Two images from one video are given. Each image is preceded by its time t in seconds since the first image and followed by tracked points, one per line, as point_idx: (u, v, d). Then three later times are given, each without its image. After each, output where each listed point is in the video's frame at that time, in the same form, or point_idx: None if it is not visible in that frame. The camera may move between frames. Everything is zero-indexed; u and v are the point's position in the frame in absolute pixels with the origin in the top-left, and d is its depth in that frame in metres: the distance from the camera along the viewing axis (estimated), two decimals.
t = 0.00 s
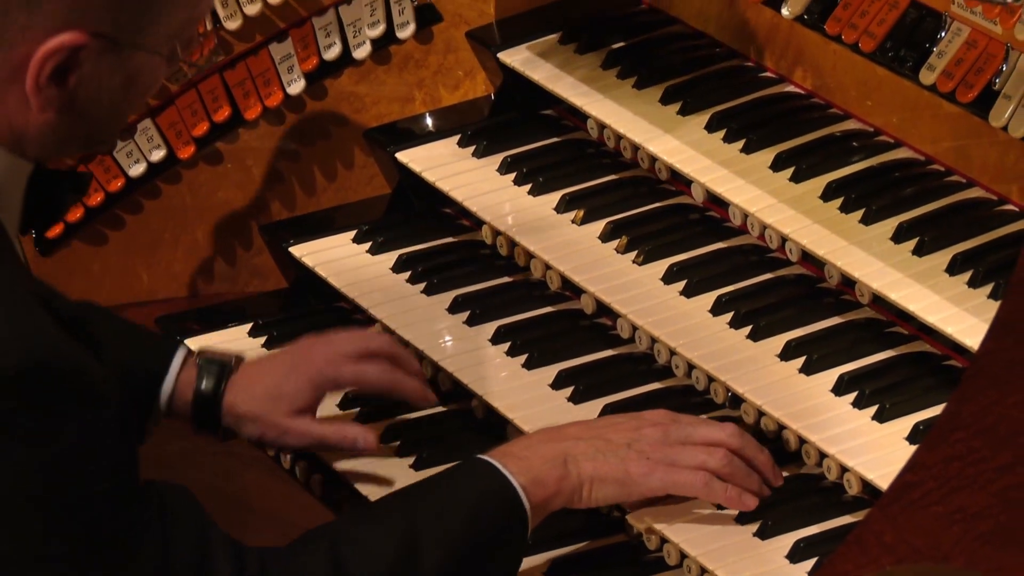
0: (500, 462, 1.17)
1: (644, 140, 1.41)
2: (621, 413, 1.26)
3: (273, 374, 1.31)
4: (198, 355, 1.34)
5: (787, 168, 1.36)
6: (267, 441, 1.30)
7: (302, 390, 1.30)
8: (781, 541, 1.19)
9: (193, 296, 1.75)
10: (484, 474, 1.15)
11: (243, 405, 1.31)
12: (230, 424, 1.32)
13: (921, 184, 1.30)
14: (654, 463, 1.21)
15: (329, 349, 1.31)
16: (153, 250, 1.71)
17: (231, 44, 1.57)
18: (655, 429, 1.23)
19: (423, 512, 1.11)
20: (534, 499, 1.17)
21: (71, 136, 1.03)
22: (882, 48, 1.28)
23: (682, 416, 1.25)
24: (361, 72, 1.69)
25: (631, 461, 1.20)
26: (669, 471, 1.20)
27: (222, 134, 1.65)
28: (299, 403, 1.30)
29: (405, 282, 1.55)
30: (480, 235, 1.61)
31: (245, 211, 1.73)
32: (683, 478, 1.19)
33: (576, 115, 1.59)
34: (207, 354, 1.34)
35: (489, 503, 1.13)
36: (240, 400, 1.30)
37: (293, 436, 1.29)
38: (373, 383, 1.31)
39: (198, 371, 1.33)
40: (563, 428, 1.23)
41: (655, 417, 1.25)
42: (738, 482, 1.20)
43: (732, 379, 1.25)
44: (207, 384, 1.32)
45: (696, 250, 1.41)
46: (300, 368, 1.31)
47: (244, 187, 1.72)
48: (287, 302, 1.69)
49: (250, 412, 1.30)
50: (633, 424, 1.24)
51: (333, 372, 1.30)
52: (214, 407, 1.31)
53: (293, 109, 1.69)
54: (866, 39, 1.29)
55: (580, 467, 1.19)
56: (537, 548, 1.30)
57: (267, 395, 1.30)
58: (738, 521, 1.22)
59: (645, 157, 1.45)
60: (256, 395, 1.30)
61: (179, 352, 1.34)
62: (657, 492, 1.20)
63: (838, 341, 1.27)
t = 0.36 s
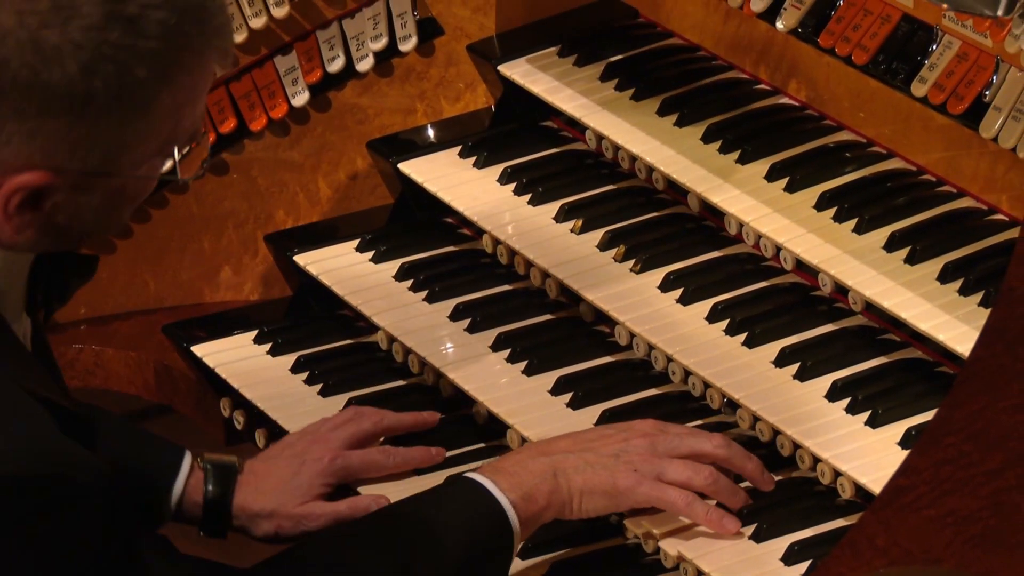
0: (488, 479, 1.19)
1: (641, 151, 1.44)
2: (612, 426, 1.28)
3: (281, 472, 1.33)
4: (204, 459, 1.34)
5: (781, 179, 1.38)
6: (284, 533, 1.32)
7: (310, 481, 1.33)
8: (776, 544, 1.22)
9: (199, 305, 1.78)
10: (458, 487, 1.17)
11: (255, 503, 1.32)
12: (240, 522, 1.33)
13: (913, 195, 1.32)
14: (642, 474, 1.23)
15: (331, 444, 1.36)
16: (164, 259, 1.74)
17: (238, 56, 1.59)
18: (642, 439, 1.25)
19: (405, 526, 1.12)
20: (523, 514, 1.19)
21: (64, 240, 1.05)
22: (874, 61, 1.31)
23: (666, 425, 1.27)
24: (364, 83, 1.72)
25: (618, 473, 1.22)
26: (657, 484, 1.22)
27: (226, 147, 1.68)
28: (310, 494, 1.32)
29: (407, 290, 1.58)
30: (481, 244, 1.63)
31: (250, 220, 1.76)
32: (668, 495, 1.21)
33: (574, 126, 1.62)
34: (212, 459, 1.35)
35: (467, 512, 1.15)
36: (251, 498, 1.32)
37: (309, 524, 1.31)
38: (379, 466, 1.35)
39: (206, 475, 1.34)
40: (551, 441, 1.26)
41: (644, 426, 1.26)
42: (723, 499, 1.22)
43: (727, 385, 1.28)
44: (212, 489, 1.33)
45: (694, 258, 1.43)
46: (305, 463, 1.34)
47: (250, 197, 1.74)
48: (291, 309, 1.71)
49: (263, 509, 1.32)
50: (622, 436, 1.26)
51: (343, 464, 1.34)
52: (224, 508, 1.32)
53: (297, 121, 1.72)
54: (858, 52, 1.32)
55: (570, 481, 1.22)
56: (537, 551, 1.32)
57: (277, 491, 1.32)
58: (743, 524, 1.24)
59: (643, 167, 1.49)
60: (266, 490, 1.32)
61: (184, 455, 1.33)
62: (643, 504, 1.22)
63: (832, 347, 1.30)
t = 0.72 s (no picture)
0: (484, 476, 1.21)
1: (638, 161, 1.47)
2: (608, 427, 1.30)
3: (315, 453, 1.37)
4: (233, 436, 1.40)
5: (776, 188, 1.41)
6: (311, 513, 1.35)
7: (342, 465, 1.36)
8: (771, 546, 1.24)
9: (206, 311, 1.81)
10: (451, 487, 1.18)
11: (283, 478, 1.36)
12: (269, 497, 1.37)
13: (905, 203, 1.35)
14: (636, 473, 1.24)
15: (366, 430, 1.39)
16: (170, 267, 1.77)
17: (244, 69, 1.62)
18: (635, 440, 1.27)
19: (393, 528, 1.14)
20: (518, 510, 1.20)
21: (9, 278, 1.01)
22: (867, 73, 1.34)
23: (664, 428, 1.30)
24: (366, 95, 1.74)
25: (614, 472, 1.24)
26: (649, 484, 1.23)
27: (232, 157, 1.71)
28: (341, 477, 1.36)
29: (409, 298, 1.60)
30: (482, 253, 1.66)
31: (254, 228, 1.79)
32: (661, 497, 1.22)
33: (574, 136, 1.64)
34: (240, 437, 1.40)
35: (456, 510, 1.16)
36: (278, 473, 1.36)
37: (336, 509, 1.34)
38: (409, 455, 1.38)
39: (236, 453, 1.39)
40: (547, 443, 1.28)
41: (637, 429, 1.29)
42: (713, 503, 1.25)
43: (723, 390, 1.30)
44: (242, 467, 1.38)
45: (690, 266, 1.46)
46: (340, 446, 1.37)
47: (255, 207, 1.77)
48: (296, 316, 1.74)
49: (291, 484, 1.35)
50: (615, 437, 1.28)
51: (374, 451, 1.37)
52: (255, 483, 1.37)
53: (301, 132, 1.74)
54: (851, 64, 1.35)
55: (565, 480, 1.23)
56: (537, 553, 1.35)
57: (309, 470, 1.36)
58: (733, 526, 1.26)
59: (640, 177, 1.51)
60: (298, 466, 1.36)
61: (213, 434, 1.39)
62: (636, 503, 1.24)
63: (826, 353, 1.32)
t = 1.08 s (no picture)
0: (485, 475, 1.24)
1: (636, 171, 1.49)
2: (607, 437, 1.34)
3: (351, 432, 1.41)
4: (265, 397, 1.44)
5: (771, 198, 1.44)
6: (338, 489, 1.41)
7: (374, 451, 1.39)
8: (765, 549, 1.26)
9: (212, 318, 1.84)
10: (455, 487, 1.21)
11: (313, 446, 1.41)
12: (296, 461, 1.42)
13: (898, 213, 1.37)
14: (636, 482, 1.27)
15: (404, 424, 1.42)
16: (177, 274, 1.79)
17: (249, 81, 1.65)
18: (636, 447, 1.30)
19: (393, 519, 1.16)
20: (518, 510, 1.23)
21: None
22: (860, 85, 1.36)
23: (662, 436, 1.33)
24: (369, 106, 1.77)
25: (614, 480, 1.27)
26: (648, 495, 1.26)
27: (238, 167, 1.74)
28: (370, 462, 1.40)
29: (411, 305, 1.63)
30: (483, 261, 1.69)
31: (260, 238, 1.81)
32: (660, 506, 1.25)
33: (573, 147, 1.67)
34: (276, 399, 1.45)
35: (458, 504, 1.19)
36: (310, 441, 1.41)
37: (358, 492, 1.40)
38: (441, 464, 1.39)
39: (269, 414, 1.43)
40: (551, 451, 1.31)
41: (637, 438, 1.32)
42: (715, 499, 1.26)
43: (719, 396, 1.33)
44: (272, 428, 1.42)
45: (685, 275, 1.49)
46: (376, 433, 1.40)
47: (260, 216, 1.80)
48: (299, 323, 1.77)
49: (321, 454, 1.40)
50: (616, 445, 1.31)
51: (408, 448, 1.39)
52: (284, 443, 1.42)
53: (305, 142, 1.77)
54: (845, 75, 1.38)
55: (566, 487, 1.27)
56: (536, 555, 1.38)
57: (342, 445, 1.40)
58: (725, 541, 1.28)
59: (638, 187, 1.54)
60: (330, 441, 1.40)
61: (242, 396, 1.43)
62: (634, 512, 1.26)
63: (820, 359, 1.35)
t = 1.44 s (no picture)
0: (476, 475, 1.22)
1: (635, 182, 1.52)
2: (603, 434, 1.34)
3: (346, 433, 1.43)
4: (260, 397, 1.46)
5: (766, 207, 1.47)
6: (334, 486, 1.44)
7: (366, 454, 1.42)
8: (760, 551, 1.29)
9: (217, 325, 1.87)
10: (453, 484, 1.20)
11: (309, 444, 1.44)
12: (293, 459, 1.45)
13: (890, 222, 1.39)
14: (630, 485, 1.28)
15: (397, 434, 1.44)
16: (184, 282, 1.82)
17: (253, 93, 1.67)
18: (627, 448, 1.31)
19: (389, 515, 1.15)
20: (506, 510, 1.24)
21: None
22: (854, 96, 1.39)
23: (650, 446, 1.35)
24: (371, 117, 1.80)
25: (608, 481, 1.28)
26: (640, 497, 1.27)
27: (245, 176, 1.76)
28: (364, 462, 1.42)
29: (413, 312, 1.66)
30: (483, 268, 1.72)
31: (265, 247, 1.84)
32: (652, 507, 1.26)
33: (571, 157, 1.71)
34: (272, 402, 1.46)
35: (448, 501, 1.18)
36: (305, 439, 1.44)
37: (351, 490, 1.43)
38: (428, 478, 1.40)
39: (265, 413, 1.45)
40: (542, 453, 1.32)
41: (628, 438, 1.33)
42: (705, 506, 1.28)
43: (715, 401, 1.36)
44: (267, 427, 1.44)
45: (683, 283, 1.51)
46: (370, 438, 1.42)
47: (266, 224, 1.83)
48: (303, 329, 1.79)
49: (317, 452, 1.43)
50: (606, 445, 1.32)
51: (399, 457, 1.41)
52: (279, 443, 1.44)
53: (309, 152, 1.80)
54: (838, 87, 1.40)
55: (558, 488, 1.27)
56: (535, 557, 1.40)
57: (336, 445, 1.43)
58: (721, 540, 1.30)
59: (636, 197, 1.56)
60: (324, 441, 1.43)
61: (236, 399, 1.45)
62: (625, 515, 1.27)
63: (814, 365, 1.38)
